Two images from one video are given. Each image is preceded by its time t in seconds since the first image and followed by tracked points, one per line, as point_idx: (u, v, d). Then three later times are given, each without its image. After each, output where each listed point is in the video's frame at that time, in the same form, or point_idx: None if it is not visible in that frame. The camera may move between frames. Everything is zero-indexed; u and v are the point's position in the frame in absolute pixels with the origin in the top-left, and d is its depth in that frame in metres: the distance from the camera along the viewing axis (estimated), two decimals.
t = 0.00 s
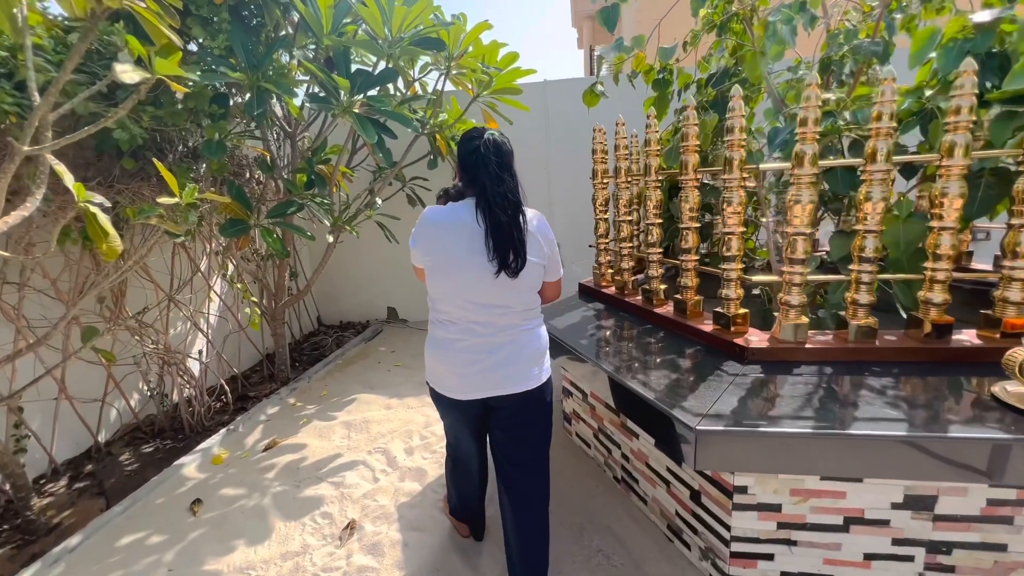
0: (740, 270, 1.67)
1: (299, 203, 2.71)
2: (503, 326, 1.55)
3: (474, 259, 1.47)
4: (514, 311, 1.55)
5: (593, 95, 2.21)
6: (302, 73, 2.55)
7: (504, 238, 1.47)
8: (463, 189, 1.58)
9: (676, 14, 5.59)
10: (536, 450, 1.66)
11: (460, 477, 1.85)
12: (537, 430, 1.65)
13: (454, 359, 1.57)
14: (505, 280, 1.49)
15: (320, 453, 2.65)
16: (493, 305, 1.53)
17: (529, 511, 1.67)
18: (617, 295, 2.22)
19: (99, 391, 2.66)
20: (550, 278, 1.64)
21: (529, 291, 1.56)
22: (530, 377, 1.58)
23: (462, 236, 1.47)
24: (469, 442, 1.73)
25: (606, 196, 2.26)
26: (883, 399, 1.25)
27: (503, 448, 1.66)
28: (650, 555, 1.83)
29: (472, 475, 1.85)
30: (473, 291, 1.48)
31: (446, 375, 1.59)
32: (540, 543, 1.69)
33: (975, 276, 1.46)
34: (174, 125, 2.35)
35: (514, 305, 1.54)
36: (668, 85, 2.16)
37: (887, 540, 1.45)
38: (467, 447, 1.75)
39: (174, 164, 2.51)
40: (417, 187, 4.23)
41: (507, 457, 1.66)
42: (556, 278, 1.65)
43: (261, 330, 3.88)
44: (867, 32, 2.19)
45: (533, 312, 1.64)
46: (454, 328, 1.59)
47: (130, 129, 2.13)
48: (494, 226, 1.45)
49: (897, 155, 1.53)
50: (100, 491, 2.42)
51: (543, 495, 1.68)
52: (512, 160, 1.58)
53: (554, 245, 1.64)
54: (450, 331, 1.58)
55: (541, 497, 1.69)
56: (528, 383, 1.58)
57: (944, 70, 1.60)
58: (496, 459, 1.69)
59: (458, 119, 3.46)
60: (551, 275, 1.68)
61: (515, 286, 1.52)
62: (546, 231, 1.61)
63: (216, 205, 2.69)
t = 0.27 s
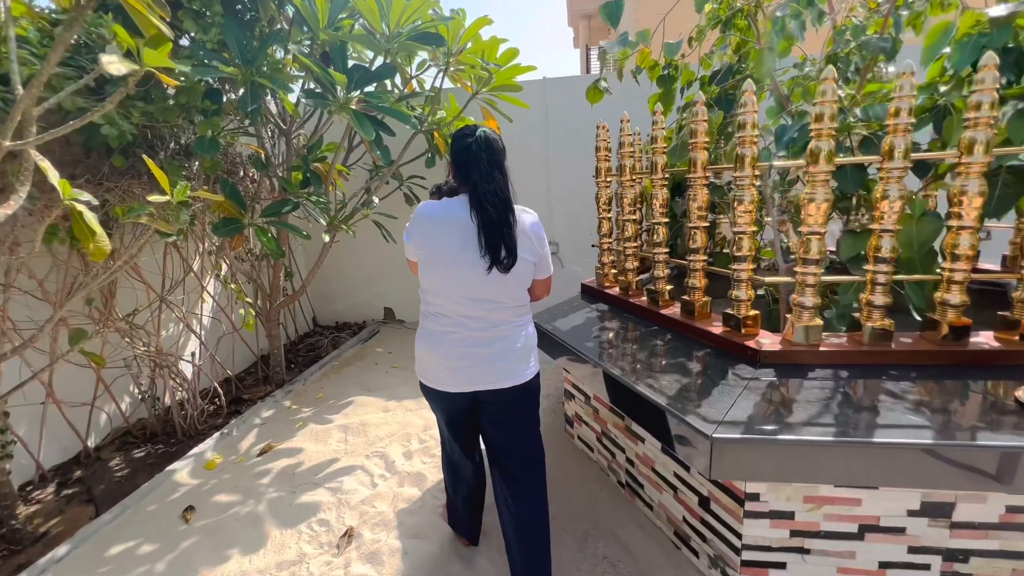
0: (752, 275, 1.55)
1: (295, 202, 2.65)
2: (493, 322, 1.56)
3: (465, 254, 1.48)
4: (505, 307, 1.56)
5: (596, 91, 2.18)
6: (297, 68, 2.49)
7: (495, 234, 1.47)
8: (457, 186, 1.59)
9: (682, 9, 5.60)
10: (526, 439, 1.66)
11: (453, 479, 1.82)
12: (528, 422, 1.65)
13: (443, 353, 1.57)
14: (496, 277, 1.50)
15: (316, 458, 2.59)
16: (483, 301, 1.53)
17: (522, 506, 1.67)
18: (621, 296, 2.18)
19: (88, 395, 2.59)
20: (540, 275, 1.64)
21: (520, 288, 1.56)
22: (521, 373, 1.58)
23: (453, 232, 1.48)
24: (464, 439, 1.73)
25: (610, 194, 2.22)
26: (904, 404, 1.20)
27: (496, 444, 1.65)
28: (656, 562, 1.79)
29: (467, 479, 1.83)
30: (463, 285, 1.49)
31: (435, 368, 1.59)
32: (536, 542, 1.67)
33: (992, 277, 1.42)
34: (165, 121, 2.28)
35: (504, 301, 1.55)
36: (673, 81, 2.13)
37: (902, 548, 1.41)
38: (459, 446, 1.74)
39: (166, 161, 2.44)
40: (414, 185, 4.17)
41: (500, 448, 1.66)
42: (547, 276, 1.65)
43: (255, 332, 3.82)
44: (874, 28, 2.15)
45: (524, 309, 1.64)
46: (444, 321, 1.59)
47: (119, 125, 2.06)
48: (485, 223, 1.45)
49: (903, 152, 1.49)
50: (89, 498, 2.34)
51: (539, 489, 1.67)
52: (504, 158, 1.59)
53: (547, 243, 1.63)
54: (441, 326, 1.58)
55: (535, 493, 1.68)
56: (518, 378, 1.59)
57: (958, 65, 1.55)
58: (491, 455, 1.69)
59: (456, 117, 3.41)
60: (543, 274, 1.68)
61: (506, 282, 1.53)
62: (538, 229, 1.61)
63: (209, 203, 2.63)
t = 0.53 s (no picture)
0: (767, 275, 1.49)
1: (289, 200, 2.57)
2: (483, 316, 1.55)
3: (453, 248, 1.47)
4: (493, 301, 1.56)
5: (601, 87, 2.11)
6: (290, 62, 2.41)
7: (485, 230, 1.46)
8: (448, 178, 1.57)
9: (685, 5, 5.56)
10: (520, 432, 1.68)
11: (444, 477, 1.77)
12: (522, 415, 1.67)
13: (429, 345, 1.56)
14: (485, 271, 1.49)
15: (311, 464, 2.51)
16: (473, 294, 1.53)
17: (516, 497, 1.68)
18: (626, 297, 2.12)
19: (73, 401, 2.50)
20: (531, 272, 1.62)
21: (509, 283, 1.56)
22: (507, 368, 1.57)
23: (443, 226, 1.46)
24: (457, 435, 1.70)
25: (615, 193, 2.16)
26: (932, 413, 1.14)
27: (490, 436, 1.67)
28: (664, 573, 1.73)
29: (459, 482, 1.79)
30: (453, 278, 1.48)
31: (422, 360, 1.58)
32: (531, 530, 1.70)
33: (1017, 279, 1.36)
34: (153, 116, 2.19)
35: (493, 295, 1.54)
36: (680, 76, 2.07)
37: (924, 560, 1.36)
38: (451, 442, 1.71)
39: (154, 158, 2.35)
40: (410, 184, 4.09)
41: (495, 440, 1.69)
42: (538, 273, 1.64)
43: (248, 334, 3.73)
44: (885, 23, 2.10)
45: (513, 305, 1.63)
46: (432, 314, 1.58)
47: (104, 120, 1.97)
48: (475, 217, 1.44)
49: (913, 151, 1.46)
50: (74, 508, 2.26)
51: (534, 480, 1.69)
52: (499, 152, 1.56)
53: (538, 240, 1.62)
54: (429, 318, 1.58)
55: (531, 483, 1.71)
56: (505, 373, 1.58)
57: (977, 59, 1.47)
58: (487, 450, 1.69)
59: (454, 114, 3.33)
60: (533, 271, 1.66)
61: (495, 276, 1.52)
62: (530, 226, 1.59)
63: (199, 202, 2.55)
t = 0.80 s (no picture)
0: (780, 278, 1.45)
1: (283, 199, 2.50)
2: (474, 311, 1.61)
3: (446, 244, 1.53)
4: (485, 296, 1.62)
5: (605, 84, 2.06)
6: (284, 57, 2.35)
7: (477, 226, 1.52)
8: (445, 176, 1.63)
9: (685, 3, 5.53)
10: (511, 422, 1.76)
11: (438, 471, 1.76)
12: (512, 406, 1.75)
13: (421, 337, 1.63)
14: (476, 266, 1.55)
15: (307, 470, 2.45)
16: (465, 289, 1.59)
17: (509, 482, 1.76)
18: (630, 299, 2.07)
19: (60, 406, 2.42)
20: (524, 269, 1.68)
21: (501, 280, 1.62)
22: (495, 361, 1.64)
23: (436, 222, 1.53)
24: (451, 427, 1.72)
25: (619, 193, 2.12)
26: (957, 422, 1.10)
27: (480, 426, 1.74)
28: None
29: (453, 484, 1.78)
30: (446, 273, 1.55)
31: (415, 352, 1.65)
32: (520, 512, 1.77)
33: None
34: (143, 113, 2.12)
35: (484, 290, 1.61)
36: (686, 73, 2.03)
37: (944, 572, 1.31)
38: (446, 435, 1.73)
39: (144, 156, 2.28)
40: (408, 183, 4.03)
41: (487, 431, 1.75)
42: (529, 271, 1.69)
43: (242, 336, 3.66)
44: (895, 19, 2.06)
45: (504, 300, 1.70)
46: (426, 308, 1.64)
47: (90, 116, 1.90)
48: (466, 214, 1.51)
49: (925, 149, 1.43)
50: (60, 517, 2.19)
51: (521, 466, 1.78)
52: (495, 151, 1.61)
53: (531, 238, 1.68)
54: (421, 312, 1.65)
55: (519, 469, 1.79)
56: (494, 366, 1.65)
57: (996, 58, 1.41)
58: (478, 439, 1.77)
59: (453, 112, 3.28)
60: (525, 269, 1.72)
61: (487, 273, 1.58)
62: (523, 224, 1.66)
63: (191, 201, 2.48)
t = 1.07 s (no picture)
0: (793, 282, 1.40)
1: (278, 199, 2.43)
2: (469, 309, 1.59)
3: (440, 242, 1.52)
4: (480, 295, 1.60)
5: (609, 82, 2.01)
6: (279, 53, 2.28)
7: (471, 225, 1.50)
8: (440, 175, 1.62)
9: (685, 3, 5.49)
10: (506, 419, 1.82)
11: (434, 467, 1.72)
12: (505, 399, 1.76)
13: (415, 334, 1.61)
14: (471, 264, 1.53)
15: (302, 478, 2.38)
16: (459, 288, 1.57)
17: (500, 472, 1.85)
18: (635, 302, 2.02)
19: (47, 412, 2.35)
20: (520, 268, 1.66)
21: (496, 278, 1.60)
22: (489, 359, 1.62)
23: (430, 220, 1.52)
24: (451, 426, 1.70)
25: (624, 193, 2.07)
26: (984, 435, 1.05)
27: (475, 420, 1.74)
28: None
29: (452, 485, 1.73)
30: (441, 271, 1.53)
31: (410, 350, 1.63)
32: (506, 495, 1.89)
33: None
34: (132, 110, 2.05)
35: (479, 288, 1.59)
36: (692, 71, 1.99)
37: None
38: (443, 432, 1.69)
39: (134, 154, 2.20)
40: (405, 182, 3.98)
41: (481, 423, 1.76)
42: (525, 270, 1.67)
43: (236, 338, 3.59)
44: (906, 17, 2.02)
45: (500, 299, 1.68)
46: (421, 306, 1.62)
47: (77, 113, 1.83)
48: (460, 212, 1.49)
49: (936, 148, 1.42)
50: (46, 528, 2.11)
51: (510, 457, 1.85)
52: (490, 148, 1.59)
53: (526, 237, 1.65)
54: (417, 309, 1.63)
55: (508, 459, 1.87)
56: (489, 364, 1.63)
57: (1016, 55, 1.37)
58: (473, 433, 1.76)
59: (451, 111, 3.22)
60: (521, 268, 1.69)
61: (482, 271, 1.56)
62: (518, 223, 1.63)
63: (182, 200, 2.41)
